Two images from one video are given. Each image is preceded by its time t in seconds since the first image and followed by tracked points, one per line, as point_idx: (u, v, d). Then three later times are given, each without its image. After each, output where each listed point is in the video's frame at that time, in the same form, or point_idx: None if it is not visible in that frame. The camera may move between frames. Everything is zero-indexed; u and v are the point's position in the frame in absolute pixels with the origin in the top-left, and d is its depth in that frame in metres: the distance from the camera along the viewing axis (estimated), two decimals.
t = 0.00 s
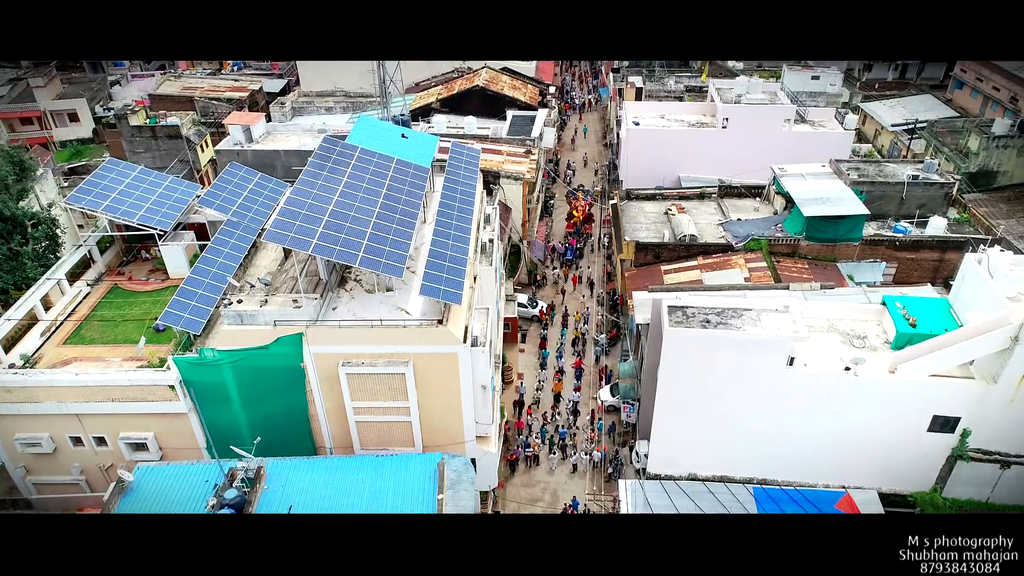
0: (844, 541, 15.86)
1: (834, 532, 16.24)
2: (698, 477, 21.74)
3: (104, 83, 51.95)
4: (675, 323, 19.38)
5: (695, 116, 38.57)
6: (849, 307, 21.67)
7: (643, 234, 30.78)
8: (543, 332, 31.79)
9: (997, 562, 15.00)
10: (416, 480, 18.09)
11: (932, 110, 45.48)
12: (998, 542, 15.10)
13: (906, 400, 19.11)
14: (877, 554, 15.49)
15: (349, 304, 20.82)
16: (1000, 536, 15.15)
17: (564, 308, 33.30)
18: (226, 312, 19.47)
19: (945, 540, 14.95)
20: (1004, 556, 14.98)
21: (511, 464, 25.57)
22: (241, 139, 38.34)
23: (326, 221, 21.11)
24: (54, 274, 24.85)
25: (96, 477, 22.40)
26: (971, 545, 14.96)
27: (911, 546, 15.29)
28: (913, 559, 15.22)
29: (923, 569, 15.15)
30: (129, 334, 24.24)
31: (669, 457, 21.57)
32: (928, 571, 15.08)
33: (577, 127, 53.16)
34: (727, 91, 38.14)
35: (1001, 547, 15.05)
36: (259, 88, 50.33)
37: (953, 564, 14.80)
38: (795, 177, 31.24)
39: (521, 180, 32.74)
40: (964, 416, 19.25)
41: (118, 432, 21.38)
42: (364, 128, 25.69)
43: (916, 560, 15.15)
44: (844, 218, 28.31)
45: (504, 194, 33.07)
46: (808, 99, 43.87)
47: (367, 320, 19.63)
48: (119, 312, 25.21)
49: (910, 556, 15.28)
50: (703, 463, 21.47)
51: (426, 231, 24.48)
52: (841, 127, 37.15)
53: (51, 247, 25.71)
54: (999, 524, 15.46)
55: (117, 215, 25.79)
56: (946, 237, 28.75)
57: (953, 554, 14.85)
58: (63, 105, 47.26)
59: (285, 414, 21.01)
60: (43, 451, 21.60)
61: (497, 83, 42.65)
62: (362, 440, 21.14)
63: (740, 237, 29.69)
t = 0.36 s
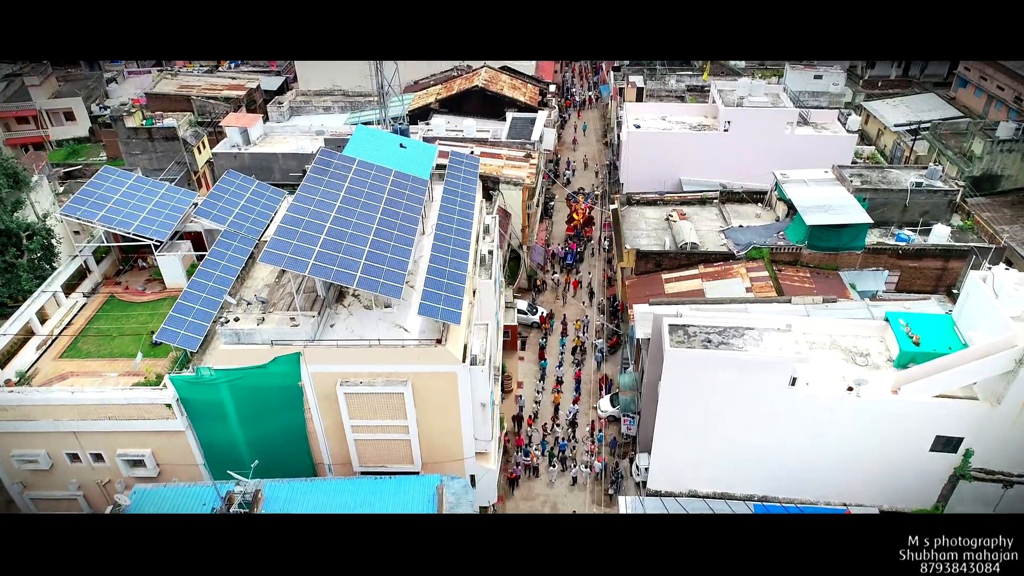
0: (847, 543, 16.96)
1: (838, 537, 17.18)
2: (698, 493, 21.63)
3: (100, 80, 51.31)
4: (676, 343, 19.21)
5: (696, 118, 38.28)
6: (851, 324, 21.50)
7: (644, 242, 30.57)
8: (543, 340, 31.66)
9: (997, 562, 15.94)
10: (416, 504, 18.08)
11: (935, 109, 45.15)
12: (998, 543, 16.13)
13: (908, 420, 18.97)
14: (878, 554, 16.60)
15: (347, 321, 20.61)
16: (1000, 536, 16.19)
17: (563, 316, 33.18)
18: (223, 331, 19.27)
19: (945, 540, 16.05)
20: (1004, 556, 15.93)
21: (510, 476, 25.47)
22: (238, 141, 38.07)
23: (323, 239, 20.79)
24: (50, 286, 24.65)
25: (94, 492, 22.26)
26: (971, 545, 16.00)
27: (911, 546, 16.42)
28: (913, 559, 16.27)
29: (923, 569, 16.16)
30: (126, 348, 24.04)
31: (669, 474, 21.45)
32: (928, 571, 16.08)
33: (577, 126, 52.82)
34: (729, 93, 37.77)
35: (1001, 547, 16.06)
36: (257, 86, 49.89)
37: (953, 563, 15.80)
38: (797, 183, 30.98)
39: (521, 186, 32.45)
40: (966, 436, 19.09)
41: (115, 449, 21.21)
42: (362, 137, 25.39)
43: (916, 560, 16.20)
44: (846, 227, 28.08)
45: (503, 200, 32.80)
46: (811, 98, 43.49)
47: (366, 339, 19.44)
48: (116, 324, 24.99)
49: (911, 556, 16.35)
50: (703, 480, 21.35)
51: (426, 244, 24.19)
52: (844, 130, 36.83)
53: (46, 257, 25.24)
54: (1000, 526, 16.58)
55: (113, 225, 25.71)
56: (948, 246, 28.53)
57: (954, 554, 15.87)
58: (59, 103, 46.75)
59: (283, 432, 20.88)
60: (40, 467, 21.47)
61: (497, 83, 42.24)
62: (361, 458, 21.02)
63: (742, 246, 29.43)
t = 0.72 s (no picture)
0: (848, 543, 17.36)
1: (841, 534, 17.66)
2: (698, 506, 21.54)
3: (95, 73, 50.89)
4: (677, 360, 19.05)
5: (699, 115, 37.86)
6: (854, 336, 21.31)
7: (645, 244, 30.31)
8: (543, 342, 31.51)
9: (997, 562, 16.19)
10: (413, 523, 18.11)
11: (940, 103, 44.63)
12: (998, 543, 16.37)
13: (910, 437, 18.85)
14: (879, 554, 17.04)
15: (345, 333, 20.40)
16: (1000, 536, 16.43)
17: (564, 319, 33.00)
18: (219, 347, 19.09)
19: (945, 540, 16.33)
20: (1004, 556, 16.19)
21: (509, 484, 25.39)
22: (235, 138, 37.87)
23: (321, 254, 20.43)
24: (45, 295, 24.57)
25: (93, 504, 22.15)
26: (971, 545, 16.27)
27: (911, 546, 16.74)
28: (913, 559, 16.59)
29: (922, 568, 16.46)
30: (123, 356, 23.84)
31: (669, 487, 21.36)
32: (928, 571, 16.37)
33: (578, 119, 52.31)
34: (732, 89, 37.29)
35: (1001, 547, 16.30)
36: (254, 78, 49.34)
37: (953, 564, 16.05)
38: (801, 185, 30.64)
39: (521, 187, 32.11)
40: (968, 453, 18.97)
41: (113, 461, 21.08)
42: (360, 143, 25.03)
43: (916, 559, 16.52)
44: (848, 232, 27.81)
45: (503, 201, 32.49)
46: (814, 93, 42.96)
47: (364, 355, 19.26)
48: (113, 333, 24.82)
49: (911, 556, 16.69)
50: (703, 492, 21.25)
51: (424, 254, 23.85)
52: (848, 128, 36.38)
53: (41, 263, 25.23)
54: (1000, 526, 16.81)
55: (109, 231, 25.43)
56: (952, 250, 28.25)
57: (954, 554, 16.14)
58: (53, 96, 46.37)
59: (281, 446, 20.77)
60: (38, 479, 21.37)
61: (497, 77, 41.71)
62: (360, 471, 20.91)
63: (743, 250, 29.13)
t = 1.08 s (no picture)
0: (849, 544, 17.50)
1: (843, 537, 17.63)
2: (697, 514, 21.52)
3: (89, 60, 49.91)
4: (677, 373, 18.88)
5: (701, 107, 37.34)
6: (856, 345, 21.12)
7: (646, 243, 30.02)
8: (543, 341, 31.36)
9: (997, 562, 16.15)
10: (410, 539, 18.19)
11: (946, 93, 44.00)
12: (998, 543, 16.38)
13: (911, 450, 18.75)
14: (879, 554, 17.16)
15: (343, 343, 20.25)
16: (1000, 536, 16.46)
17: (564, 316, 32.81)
18: (216, 360, 18.91)
19: (945, 541, 16.41)
20: (1004, 556, 16.14)
21: (508, 487, 25.37)
22: (230, 130, 37.52)
23: (317, 266, 20.16)
24: (40, 299, 24.28)
25: (91, 510, 22.08)
26: (971, 545, 16.38)
27: (911, 546, 16.82)
28: (913, 559, 16.66)
29: (923, 568, 16.51)
30: (120, 361, 23.67)
31: (669, 495, 21.32)
32: (928, 571, 16.41)
33: (578, 107, 51.71)
34: (735, 81, 36.70)
35: (1001, 547, 16.29)
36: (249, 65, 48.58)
37: (953, 564, 16.12)
38: (804, 182, 30.28)
39: (520, 184, 31.71)
40: (969, 466, 18.86)
41: (111, 470, 20.96)
42: (357, 145, 24.64)
43: (917, 559, 16.58)
44: (850, 232, 27.51)
45: (502, 197, 32.13)
46: (819, 83, 42.32)
47: (362, 368, 19.10)
48: (109, 337, 24.62)
49: (911, 556, 16.75)
50: (703, 501, 21.21)
51: (423, 260, 23.51)
52: (853, 121, 35.89)
53: (36, 265, 25.26)
54: (1000, 526, 16.82)
55: (104, 233, 25.30)
56: (956, 250, 27.98)
57: (953, 554, 16.21)
58: (47, 85, 45.55)
59: (279, 455, 20.72)
60: (36, 487, 21.28)
61: (496, 67, 41.06)
62: (358, 480, 20.86)
63: (745, 250, 28.85)
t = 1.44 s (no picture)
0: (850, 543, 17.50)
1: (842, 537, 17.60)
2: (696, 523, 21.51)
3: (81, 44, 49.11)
4: (677, 390, 18.73)
5: (703, 99, 36.79)
6: (858, 357, 20.94)
7: (647, 242, 29.72)
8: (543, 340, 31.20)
9: (997, 562, 16.12)
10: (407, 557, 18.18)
11: (953, 81, 43.31)
12: (999, 542, 16.32)
13: (911, 465, 18.68)
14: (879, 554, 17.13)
15: (340, 356, 20.07)
16: (1000, 536, 16.38)
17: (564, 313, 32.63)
18: (212, 375, 18.68)
19: (945, 541, 16.41)
20: (1004, 556, 16.11)
21: (508, 491, 25.36)
22: (226, 123, 37.00)
23: (313, 281, 19.82)
24: (34, 305, 24.10)
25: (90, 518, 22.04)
26: (970, 544, 16.37)
27: (911, 546, 16.80)
28: (913, 559, 16.64)
29: (923, 568, 16.50)
30: (116, 368, 23.50)
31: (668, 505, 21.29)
32: (928, 571, 16.41)
33: (579, 94, 51.02)
34: (738, 73, 36.11)
35: (1001, 546, 16.25)
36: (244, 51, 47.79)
37: (953, 563, 16.14)
38: (807, 181, 29.90)
39: (519, 181, 31.30)
40: (969, 481, 18.80)
41: (109, 480, 20.89)
42: (353, 149, 24.24)
43: (916, 560, 16.55)
44: (853, 234, 27.20)
45: (501, 194, 31.75)
46: (823, 71, 41.69)
47: (359, 383, 18.94)
48: (105, 342, 24.40)
49: (911, 556, 16.71)
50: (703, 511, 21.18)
51: (421, 269, 23.19)
52: (857, 114, 35.36)
53: (30, 268, 24.48)
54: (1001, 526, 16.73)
55: (97, 237, 25.21)
56: (960, 252, 27.71)
57: (953, 554, 16.22)
58: (39, 72, 44.84)
59: (277, 467, 20.66)
60: (34, 497, 21.22)
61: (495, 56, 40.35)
62: (357, 491, 20.82)
63: (746, 251, 28.53)
